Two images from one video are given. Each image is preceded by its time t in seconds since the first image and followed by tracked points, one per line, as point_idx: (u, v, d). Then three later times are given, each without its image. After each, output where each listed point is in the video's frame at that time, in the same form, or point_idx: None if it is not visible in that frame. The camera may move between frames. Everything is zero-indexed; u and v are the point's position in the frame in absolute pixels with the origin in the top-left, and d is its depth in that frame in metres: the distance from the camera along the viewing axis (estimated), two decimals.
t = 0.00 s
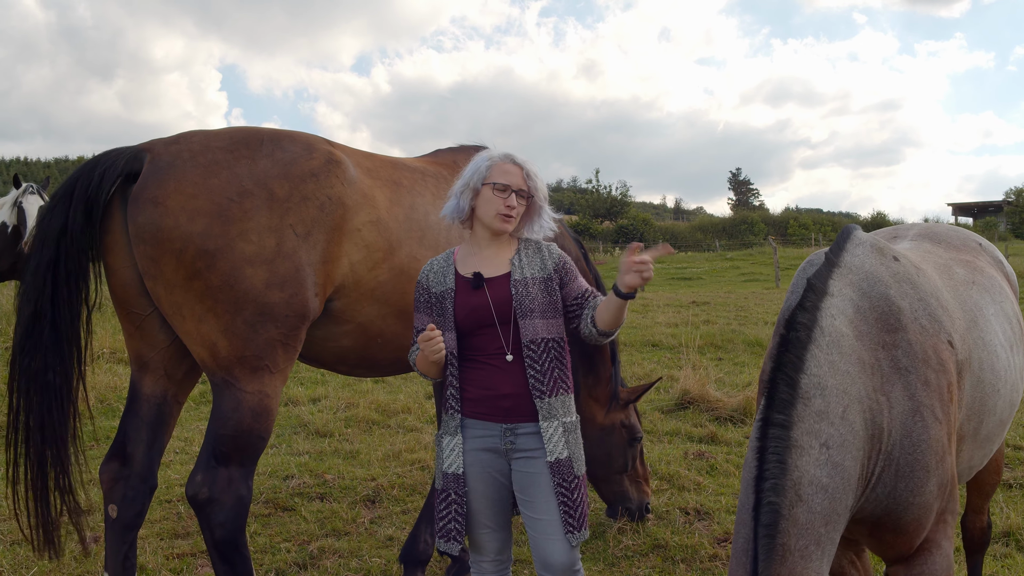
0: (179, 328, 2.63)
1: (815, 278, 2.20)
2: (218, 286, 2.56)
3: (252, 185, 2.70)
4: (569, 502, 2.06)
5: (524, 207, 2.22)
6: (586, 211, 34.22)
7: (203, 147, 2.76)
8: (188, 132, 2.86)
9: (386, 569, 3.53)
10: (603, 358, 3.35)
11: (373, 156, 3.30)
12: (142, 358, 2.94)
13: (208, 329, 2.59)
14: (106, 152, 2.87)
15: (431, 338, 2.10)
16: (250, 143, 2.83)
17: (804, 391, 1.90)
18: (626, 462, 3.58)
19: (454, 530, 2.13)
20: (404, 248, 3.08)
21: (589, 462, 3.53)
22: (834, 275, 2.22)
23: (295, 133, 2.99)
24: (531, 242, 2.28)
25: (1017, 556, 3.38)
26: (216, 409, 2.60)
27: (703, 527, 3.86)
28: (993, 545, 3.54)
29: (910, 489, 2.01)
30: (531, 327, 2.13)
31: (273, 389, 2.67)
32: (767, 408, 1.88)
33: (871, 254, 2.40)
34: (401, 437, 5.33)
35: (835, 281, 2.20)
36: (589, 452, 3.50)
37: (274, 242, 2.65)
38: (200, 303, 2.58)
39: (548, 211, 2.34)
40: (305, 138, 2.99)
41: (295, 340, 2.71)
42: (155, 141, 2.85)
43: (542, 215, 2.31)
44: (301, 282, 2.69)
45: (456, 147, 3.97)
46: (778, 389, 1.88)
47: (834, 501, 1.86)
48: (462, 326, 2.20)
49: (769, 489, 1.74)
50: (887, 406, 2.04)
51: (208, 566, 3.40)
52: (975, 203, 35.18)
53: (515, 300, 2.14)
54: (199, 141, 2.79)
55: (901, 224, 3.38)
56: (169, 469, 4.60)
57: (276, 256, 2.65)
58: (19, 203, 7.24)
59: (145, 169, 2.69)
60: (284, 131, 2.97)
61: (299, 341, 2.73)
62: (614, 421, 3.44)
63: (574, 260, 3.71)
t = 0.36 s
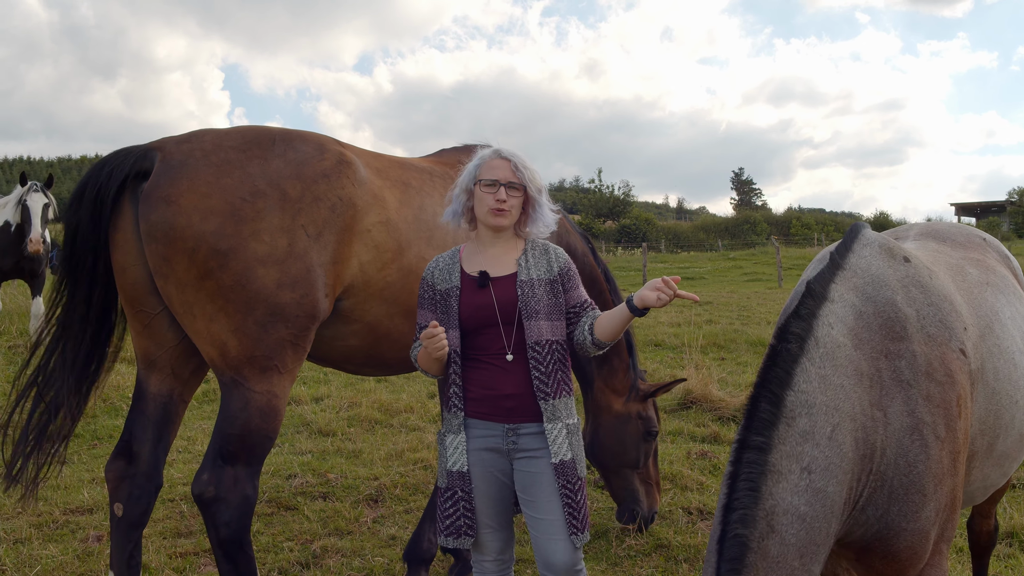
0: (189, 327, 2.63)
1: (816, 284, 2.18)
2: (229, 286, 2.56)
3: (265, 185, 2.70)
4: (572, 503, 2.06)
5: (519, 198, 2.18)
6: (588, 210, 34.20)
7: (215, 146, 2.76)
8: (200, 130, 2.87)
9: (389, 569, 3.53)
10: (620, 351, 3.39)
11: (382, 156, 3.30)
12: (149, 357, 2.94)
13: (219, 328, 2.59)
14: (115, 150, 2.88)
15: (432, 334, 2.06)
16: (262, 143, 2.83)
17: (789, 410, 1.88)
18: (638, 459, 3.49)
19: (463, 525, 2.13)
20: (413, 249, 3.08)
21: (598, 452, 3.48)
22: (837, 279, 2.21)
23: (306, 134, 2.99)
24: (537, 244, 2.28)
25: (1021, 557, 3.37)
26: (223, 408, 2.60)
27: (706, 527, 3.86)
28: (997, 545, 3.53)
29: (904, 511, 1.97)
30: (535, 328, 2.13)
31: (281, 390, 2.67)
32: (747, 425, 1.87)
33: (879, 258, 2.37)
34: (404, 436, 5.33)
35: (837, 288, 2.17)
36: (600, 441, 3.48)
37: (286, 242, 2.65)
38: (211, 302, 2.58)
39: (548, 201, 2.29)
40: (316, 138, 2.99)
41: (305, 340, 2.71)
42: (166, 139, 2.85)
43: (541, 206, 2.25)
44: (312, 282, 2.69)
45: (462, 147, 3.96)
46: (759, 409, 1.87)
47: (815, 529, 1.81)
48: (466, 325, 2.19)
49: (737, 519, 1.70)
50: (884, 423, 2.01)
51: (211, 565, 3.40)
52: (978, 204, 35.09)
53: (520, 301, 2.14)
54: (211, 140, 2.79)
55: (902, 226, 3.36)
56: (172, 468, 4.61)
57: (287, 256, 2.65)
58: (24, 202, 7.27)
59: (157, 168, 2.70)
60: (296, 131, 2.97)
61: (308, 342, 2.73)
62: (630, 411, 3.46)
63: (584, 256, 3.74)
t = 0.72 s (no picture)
0: (200, 321, 2.65)
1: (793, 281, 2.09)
2: (241, 281, 2.58)
3: (277, 180, 2.71)
4: (577, 499, 2.06)
5: (528, 197, 2.18)
6: (589, 208, 34.18)
7: (227, 141, 2.77)
8: (211, 125, 2.87)
9: (391, 565, 3.54)
10: (631, 350, 3.47)
11: (391, 152, 3.30)
12: (157, 351, 2.95)
13: (229, 322, 2.60)
14: (132, 140, 2.89)
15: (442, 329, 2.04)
16: (274, 138, 2.84)
17: (747, 412, 1.81)
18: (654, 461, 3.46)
19: (464, 522, 2.13)
20: (421, 246, 3.08)
21: (614, 456, 3.46)
22: (824, 275, 2.14)
23: (316, 129, 2.99)
24: (543, 241, 2.28)
25: None
26: (231, 402, 2.60)
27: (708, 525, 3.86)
28: (1000, 543, 3.53)
29: (902, 518, 1.83)
30: (542, 325, 2.13)
31: (289, 385, 2.67)
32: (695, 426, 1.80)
33: (872, 253, 2.29)
34: (406, 432, 5.33)
35: (820, 284, 2.10)
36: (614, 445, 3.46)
37: (297, 238, 2.66)
38: (222, 296, 2.59)
39: (556, 199, 2.29)
40: (326, 134, 2.99)
41: (315, 336, 2.71)
42: (178, 134, 2.87)
43: (549, 205, 2.25)
44: (322, 278, 2.69)
45: (469, 144, 3.96)
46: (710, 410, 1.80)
47: (766, 542, 1.70)
48: (472, 321, 2.19)
49: (671, 529, 1.62)
50: (871, 425, 1.89)
51: (214, 560, 3.41)
52: (980, 203, 35.01)
53: (528, 297, 2.14)
54: (222, 135, 2.80)
55: (898, 224, 3.35)
56: (175, 463, 4.61)
57: (298, 251, 2.66)
58: (25, 197, 7.29)
59: (169, 163, 2.71)
60: (306, 126, 2.97)
61: (318, 338, 2.74)
62: (645, 412, 3.46)
63: (592, 256, 3.80)
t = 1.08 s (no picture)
0: (206, 320, 2.67)
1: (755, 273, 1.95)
2: (247, 280, 2.59)
3: (285, 180, 2.71)
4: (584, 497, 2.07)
5: (536, 196, 2.18)
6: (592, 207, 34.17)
7: (236, 139, 2.76)
8: (221, 122, 2.86)
9: (394, 563, 3.55)
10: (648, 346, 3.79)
11: (401, 152, 3.30)
12: (165, 349, 2.96)
13: (235, 321, 2.61)
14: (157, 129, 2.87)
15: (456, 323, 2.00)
16: (282, 137, 2.82)
17: (679, 409, 1.70)
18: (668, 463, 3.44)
19: (473, 519, 2.13)
20: (429, 246, 3.09)
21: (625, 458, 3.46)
22: (791, 273, 1.97)
23: (326, 129, 2.99)
24: (551, 240, 2.29)
25: None
26: (236, 401, 2.61)
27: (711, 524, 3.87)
28: (1005, 544, 3.53)
29: (876, 534, 1.67)
30: (550, 324, 2.14)
31: (294, 384, 2.70)
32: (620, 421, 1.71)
33: (854, 249, 2.10)
34: (409, 431, 5.34)
35: (785, 282, 1.94)
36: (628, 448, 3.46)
37: (304, 237, 2.68)
38: (228, 295, 2.60)
39: (563, 198, 2.29)
40: (336, 133, 2.99)
41: (320, 336, 2.75)
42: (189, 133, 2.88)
43: (557, 204, 2.25)
44: (328, 278, 2.72)
45: (477, 143, 3.97)
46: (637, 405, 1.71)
47: (691, 542, 1.58)
48: (480, 318, 2.19)
49: (581, 522, 1.55)
50: (830, 431, 1.72)
51: (218, 559, 3.43)
52: (984, 203, 34.95)
53: (536, 297, 2.14)
54: (232, 133, 2.79)
55: (908, 224, 3.18)
56: (179, 462, 4.62)
57: (306, 251, 2.67)
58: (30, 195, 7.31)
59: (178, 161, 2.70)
60: (316, 126, 2.96)
61: (324, 338, 2.77)
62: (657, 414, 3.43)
63: (609, 251, 4.13)
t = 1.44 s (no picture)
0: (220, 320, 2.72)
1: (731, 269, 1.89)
2: (260, 281, 2.66)
3: (298, 182, 2.75)
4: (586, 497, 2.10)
5: (537, 193, 2.17)
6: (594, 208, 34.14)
7: (250, 141, 2.81)
8: (236, 124, 2.90)
9: (398, 564, 3.55)
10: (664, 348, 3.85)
11: (416, 152, 3.30)
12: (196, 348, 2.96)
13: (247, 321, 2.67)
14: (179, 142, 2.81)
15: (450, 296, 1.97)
16: (297, 139, 2.86)
17: (643, 402, 1.63)
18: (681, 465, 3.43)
19: (475, 518, 2.11)
20: (445, 247, 3.09)
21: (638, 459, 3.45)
22: (772, 271, 1.92)
23: (341, 129, 3.01)
24: (557, 243, 2.28)
25: None
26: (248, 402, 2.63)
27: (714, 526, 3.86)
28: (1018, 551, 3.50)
29: (859, 542, 1.62)
30: (555, 324, 2.15)
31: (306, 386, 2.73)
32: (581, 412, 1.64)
33: (840, 249, 2.05)
34: (412, 432, 5.34)
35: (765, 279, 1.88)
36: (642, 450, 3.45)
37: (317, 239, 2.72)
38: (243, 297, 2.68)
39: (565, 190, 2.26)
40: (351, 134, 3.00)
41: (333, 337, 2.78)
42: (204, 133, 2.90)
43: (558, 197, 2.23)
44: (342, 279, 2.76)
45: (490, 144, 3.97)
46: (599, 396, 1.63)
47: (643, 540, 1.50)
48: (487, 315, 2.18)
49: (533, 514, 1.47)
50: (802, 433, 1.68)
51: (221, 560, 3.43)
52: (987, 204, 34.88)
53: (542, 296, 2.14)
54: (246, 134, 2.83)
55: (920, 221, 3.18)
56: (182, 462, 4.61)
57: (319, 253, 2.72)
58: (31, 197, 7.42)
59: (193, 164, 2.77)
60: (331, 126, 2.99)
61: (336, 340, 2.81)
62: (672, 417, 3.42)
63: (632, 252, 4.18)
